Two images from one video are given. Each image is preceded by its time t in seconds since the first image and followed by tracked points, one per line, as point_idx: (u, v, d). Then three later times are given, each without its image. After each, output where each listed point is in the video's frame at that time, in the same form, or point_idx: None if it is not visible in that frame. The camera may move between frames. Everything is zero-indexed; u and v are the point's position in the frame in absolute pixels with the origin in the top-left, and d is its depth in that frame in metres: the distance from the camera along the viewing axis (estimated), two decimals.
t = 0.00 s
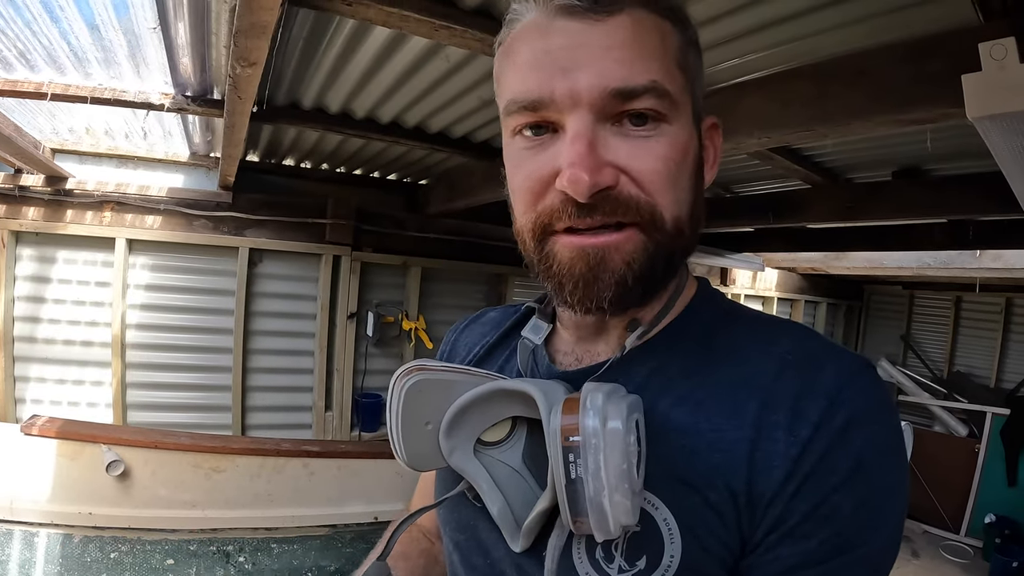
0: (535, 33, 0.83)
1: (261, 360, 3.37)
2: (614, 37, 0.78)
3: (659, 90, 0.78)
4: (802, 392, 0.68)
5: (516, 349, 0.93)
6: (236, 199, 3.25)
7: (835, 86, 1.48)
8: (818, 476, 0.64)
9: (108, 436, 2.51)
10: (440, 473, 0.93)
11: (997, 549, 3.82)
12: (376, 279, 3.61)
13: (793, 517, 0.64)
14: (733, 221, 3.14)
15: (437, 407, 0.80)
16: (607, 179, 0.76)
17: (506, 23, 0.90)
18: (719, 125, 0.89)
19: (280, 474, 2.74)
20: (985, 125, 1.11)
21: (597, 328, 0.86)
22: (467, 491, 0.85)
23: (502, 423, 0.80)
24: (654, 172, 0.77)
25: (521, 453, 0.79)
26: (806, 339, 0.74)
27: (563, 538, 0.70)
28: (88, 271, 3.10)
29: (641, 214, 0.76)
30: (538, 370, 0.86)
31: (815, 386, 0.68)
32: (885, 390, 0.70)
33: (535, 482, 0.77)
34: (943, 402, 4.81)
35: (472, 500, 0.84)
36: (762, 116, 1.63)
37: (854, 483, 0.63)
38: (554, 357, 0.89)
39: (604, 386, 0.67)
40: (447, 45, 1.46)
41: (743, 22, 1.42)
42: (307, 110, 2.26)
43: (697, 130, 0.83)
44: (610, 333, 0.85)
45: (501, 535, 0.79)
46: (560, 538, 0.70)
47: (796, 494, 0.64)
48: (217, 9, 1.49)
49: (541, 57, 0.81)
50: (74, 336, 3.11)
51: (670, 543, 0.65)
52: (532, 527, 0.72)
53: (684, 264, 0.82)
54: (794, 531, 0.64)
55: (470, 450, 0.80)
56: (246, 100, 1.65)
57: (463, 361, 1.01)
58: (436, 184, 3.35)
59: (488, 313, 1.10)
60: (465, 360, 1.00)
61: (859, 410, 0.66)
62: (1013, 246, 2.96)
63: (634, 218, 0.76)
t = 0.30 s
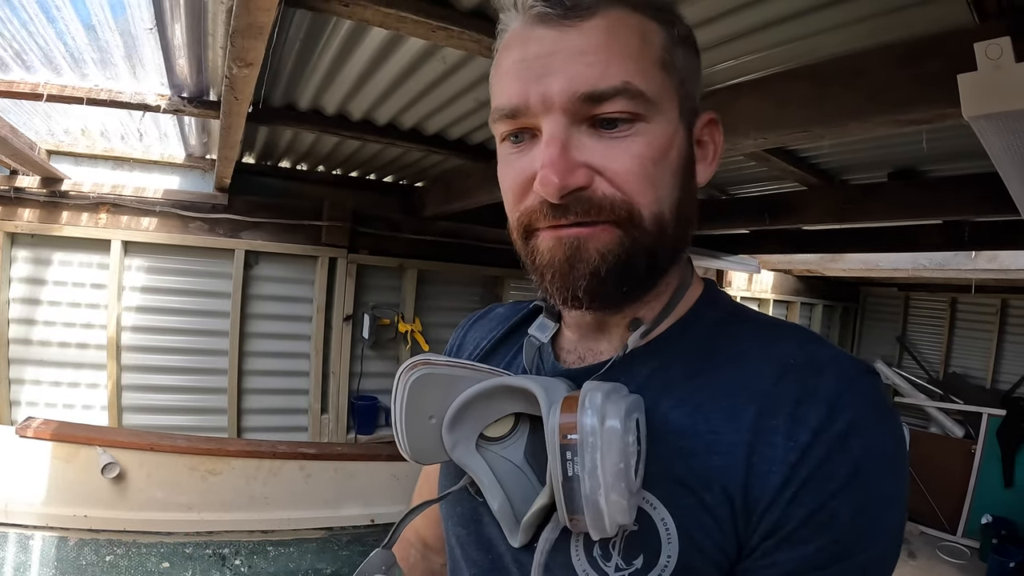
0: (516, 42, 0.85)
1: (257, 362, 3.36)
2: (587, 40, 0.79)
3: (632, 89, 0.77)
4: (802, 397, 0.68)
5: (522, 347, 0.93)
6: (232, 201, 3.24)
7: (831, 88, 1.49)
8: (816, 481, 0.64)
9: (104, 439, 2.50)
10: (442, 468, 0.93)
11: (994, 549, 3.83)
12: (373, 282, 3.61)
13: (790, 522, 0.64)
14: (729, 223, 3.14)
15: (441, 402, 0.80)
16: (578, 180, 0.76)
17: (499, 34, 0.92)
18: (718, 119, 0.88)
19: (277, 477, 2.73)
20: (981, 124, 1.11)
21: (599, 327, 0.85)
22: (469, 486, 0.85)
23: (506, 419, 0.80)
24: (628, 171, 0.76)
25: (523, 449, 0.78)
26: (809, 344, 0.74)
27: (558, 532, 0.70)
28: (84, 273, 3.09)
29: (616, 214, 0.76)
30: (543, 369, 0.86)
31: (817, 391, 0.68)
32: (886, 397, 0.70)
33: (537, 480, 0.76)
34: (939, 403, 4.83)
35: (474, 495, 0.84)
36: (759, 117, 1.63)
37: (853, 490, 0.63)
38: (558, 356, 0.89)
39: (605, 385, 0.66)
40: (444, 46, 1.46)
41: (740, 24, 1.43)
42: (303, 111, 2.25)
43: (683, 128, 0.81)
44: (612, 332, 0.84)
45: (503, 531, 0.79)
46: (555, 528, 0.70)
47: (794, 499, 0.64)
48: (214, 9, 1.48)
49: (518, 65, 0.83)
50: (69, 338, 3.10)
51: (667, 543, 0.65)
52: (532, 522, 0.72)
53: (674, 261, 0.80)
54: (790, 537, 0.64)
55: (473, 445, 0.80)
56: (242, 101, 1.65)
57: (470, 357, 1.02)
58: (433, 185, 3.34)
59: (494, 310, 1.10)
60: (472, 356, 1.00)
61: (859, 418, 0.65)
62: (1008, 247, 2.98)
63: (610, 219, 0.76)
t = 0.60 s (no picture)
0: (501, 48, 0.86)
1: (255, 364, 3.36)
2: (564, 44, 0.79)
3: (608, 92, 0.77)
4: (802, 399, 0.67)
5: (523, 349, 0.93)
6: (231, 202, 3.23)
7: (829, 89, 1.49)
8: (813, 484, 0.64)
9: (102, 441, 2.49)
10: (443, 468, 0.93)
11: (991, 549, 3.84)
12: (371, 283, 3.61)
13: (787, 524, 0.64)
14: (727, 224, 3.14)
15: (440, 404, 0.80)
16: (554, 184, 0.77)
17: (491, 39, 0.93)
18: (716, 118, 0.86)
19: (275, 478, 2.73)
20: (979, 125, 1.12)
21: (600, 329, 0.86)
22: (469, 487, 0.85)
23: (506, 421, 0.80)
24: (604, 174, 0.76)
25: (523, 451, 0.78)
26: (809, 346, 0.74)
27: (561, 539, 0.70)
28: (82, 274, 3.09)
29: (593, 217, 0.76)
30: (544, 371, 0.86)
31: (815, 393, 0.68)
32: (886, 398, 0.70)
33: (537, 481, 0.76)
34: (936, 404, 4.84)
35: (475, 496, 0.84)
36: (757, 119, 1.63)
37: (850, 492, 0.63)
38: (559, 358, 0.89)
39: (601, 390, 0.66)
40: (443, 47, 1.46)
41: (738, 25, 1.43)
42: (302, 112, 2.25)
43: (669, 128, 0.80)
44: (612, 334, 0.85)
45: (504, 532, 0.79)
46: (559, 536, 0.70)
47: (791, 501, 0.64)
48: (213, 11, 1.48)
49: (500, 71, 0.84)
50: (67, 339, 3.09)
51: (665, 545, 0.65)
52: (531, 524, 0.72)
53: (662, 263, 0.79)
54: (788, 539, 0.64)
55: (473, 447, 0.80)
56: (241, 102, 1.65)
57: (471, 359, 1.02)
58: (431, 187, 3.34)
59: (496, 311, 1.10)
60: (473, 358, 1.00)
61: (857, 421, 0.65)
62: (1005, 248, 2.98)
63: (589, 222, 0.76)
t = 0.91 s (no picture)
0: (505, 48, 0.86)
1: (256, 365, 3.35)
2: (565, 43, 0.79)
3: (608, 89, 0.76)
4: (812, 399, 0.67)
5: (532, 350, 0.93)
6: (231, 203, 3.23)
7: (832, 89, 1.49)
8: (823, 484, 0.63)
9: (103, 442, 2.49)
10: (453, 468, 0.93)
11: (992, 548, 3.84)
12: (372, 284, 3.60)
13: (798, 524, 0.64)
14: (728, 224, 3.14)
15: (450, 405, 0.79)
16: (554, 180, 0.77)
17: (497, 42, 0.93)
18: (724, 116, 0.84)
19: (277, 479, 2.72)
20: (983, 125, 1.11)
21: (608, 328, 0.85)
22: (480, 489, 0.84)
23: (516, 423, 0.80)
24: (605, 170, 0.76)
25: (534, 453, 0.78)
26: (818, 345, 0.73)
27: (570, 538, 0.70)
28: (82, 275, 3.08)
29: (594, 213, 0.76)
30: (554, 371, 0.85)
31: (825, 393, 0.67)
32: (896, 397, 0.69)
33: (548, 483, 0.76)
34: (937, 403, 4.84)
35: (485, 497, 0.84)
36: (761, 118, 1.63)
37: (861, 491, 0.63)
38: (569, 358, 0.89)
39: (612, 390, 0.66)
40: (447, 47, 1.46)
41: (742, 25, 1.43)
42: (303, 112, 2.25)
43: (673, 125, 0.79)
44: (620, 332, 0.84)
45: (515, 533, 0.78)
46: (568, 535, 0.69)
47: (802, 501, 0.64)
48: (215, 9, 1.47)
49: (504, 71, 0.84)
50: (67, 340, 3.08)
51: (675, 545, 0.65)
52: (542, 524, 0.72)
53: (666, 260, 0.79)
54: (799, 538, 0.64)
55: (483, 449, 0.79)
56: (243, 101, 1.64)
57: (480, 360, 1.01)
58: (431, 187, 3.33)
59: (505, 312, 1.10)
60: (482, 359, 1.00)
61: (868, 419, 0.65)
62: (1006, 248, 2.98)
63: (591, 218, 0.76)
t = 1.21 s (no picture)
0: (513, 58, 0.87)
1: (257, 367, 3.34)
2: (571, 53, 0.79)
3: (613, 97, 0.76)
4: (818, 400, 0.67)
5: (536, 351, 0.92)
6: (232, 205, 3.23)
7: (834, 92, 1.49)
8: (830, 485, 0.63)
9: (104, 445, 2.48)
10: (455, 471, 0.92)
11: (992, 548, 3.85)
12: (372, 285, 3.60)
13: (806, 525, 0.63)
14: (729, 225, 3.14)
15: (454, 406, 0.79)
16: (560, 186, 0.77)
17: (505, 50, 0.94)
18: (730, 122, 0.84)
19: (279, 482, 2.72)
20: (986, 129, 1.11)
21: (614, 331, 0.85)
22: (484, 490, 0.84)
23: (520, 423, 0.80)
24: (610, 177, 0.76)
25: (538, 453, 0.78)
26: (824, 346, 0.73)
27: (575, 538, 0.69)
28: (83, 278, 3.07)
29: (600, 219, 0.76)
30: (558, 372, 0.85)
31: (832, 393, 0.67)
32: (903, 398, 0.69)
33: (552, 483, 0.76)
34: (937, 403, 4.85)
35: (489, 499, 0.84)
36: (763, 120, 1.63)
37: (868, 491, 0.63)
38: (573, 360, 0.89)
39: (617, 391, 0.66)
40: (449, 49, 1.46)
41: (744, 28, 1.43)
42: (305, 114, 2.25)
43: (678, 132, 0.79)
44: (626, 337, 0.84)
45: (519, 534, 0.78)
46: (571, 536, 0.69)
47: (809, 502, 0.63)
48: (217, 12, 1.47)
49: (511, 80, 0.85)
50: (68, 343, 3.08)
51: (681, 546, 0.65)
52: (548, 525, 0.72)
53: (672, 267, 0.78)
54: (806, 539, 0.64)
55: (487, 449, 0.79)
56: (245, 104, 1.64)
57: (482, 360, 1.01)
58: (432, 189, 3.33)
59: (508, 313, 1.09)
60: (484, 359, 1.00)
61: (875, 419, 0.65)
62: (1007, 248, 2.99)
63: (597, 224, 0.76)
